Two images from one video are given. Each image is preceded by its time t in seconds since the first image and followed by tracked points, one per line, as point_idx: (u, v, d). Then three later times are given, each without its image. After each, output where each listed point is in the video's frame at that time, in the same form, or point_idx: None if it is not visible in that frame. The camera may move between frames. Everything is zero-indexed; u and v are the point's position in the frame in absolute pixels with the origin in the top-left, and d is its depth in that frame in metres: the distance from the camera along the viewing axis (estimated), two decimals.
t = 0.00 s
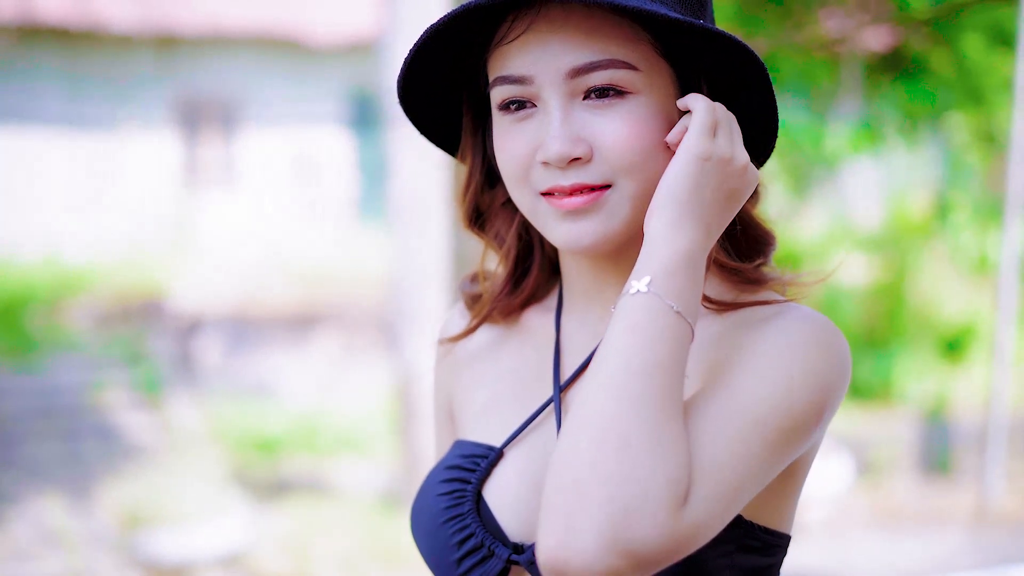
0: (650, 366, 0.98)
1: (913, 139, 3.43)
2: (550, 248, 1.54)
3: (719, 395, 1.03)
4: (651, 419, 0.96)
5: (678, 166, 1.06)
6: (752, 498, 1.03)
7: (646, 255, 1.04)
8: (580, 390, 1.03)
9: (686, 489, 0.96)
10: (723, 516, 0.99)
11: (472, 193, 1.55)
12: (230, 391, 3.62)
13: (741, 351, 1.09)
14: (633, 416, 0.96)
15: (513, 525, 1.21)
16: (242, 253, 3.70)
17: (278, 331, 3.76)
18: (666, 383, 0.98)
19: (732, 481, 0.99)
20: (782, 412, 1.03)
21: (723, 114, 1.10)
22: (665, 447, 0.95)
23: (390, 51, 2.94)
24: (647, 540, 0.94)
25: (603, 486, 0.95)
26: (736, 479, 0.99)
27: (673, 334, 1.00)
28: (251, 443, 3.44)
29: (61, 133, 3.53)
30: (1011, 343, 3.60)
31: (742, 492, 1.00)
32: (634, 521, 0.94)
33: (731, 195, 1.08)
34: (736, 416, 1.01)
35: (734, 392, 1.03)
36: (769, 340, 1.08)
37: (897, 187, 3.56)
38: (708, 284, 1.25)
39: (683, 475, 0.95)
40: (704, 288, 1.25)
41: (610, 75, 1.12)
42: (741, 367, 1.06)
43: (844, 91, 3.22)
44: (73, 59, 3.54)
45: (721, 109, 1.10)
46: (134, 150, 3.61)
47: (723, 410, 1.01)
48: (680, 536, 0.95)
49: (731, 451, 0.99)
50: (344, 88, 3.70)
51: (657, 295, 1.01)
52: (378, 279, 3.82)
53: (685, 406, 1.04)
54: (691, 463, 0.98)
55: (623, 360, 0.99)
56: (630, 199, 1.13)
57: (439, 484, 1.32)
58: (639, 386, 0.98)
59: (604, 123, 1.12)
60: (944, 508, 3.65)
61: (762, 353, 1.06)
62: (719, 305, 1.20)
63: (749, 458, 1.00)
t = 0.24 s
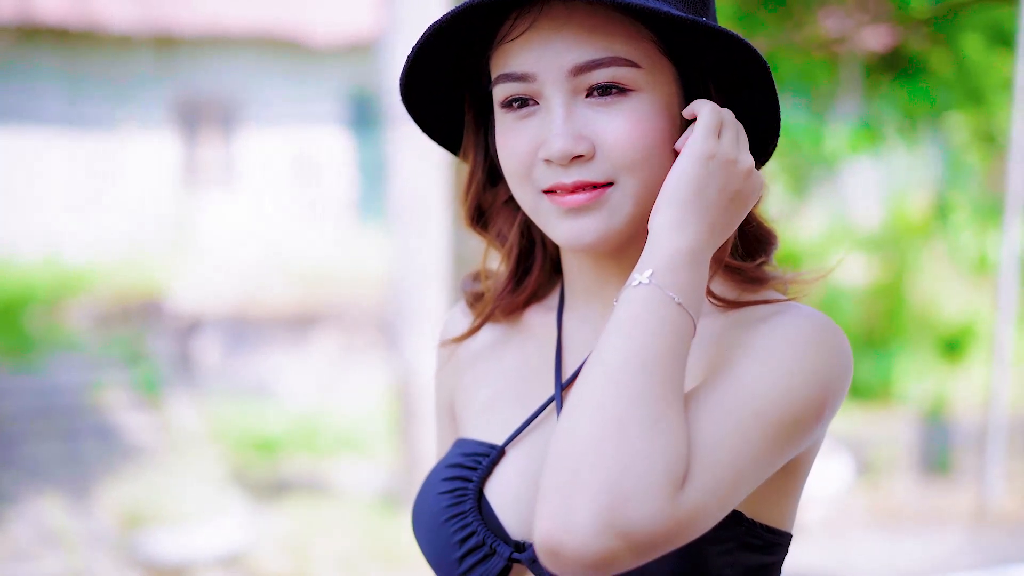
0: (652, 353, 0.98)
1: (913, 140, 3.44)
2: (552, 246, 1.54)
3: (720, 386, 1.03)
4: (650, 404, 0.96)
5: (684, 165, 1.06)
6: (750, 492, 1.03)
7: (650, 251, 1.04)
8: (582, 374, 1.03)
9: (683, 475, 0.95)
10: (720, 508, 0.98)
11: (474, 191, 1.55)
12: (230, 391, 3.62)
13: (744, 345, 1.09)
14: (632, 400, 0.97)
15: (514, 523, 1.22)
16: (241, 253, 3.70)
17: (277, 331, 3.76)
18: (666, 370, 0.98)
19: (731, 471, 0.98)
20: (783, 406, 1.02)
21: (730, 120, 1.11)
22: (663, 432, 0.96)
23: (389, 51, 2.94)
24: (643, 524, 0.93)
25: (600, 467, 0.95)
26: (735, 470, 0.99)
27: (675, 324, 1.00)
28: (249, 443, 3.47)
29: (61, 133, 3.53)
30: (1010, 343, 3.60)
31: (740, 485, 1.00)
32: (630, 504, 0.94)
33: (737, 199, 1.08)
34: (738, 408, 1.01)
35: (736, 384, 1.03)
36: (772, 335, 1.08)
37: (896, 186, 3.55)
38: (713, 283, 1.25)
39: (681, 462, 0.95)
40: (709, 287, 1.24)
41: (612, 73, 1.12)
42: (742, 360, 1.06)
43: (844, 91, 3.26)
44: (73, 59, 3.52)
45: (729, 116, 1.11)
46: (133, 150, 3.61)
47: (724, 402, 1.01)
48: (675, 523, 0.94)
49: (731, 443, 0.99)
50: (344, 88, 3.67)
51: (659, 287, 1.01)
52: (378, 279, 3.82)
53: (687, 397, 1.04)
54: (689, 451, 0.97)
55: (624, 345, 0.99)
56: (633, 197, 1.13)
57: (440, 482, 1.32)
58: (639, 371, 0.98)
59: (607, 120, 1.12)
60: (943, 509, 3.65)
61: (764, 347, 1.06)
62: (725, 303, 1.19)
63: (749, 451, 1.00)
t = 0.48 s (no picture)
0: (654, 340, 0.98)
1: (912, 141, 3.45)
2: (552, 246, 1.54)
3: (721, 383, 1.03)
4: (653, 392, 0.96)
5: (690, 167, 1.07)
6: (749, 488, 1.02)
7: (653, 248, 1.04)
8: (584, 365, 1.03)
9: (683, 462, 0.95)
10: (717, 502, 0.98)
11: (475, 190, 1.55)
12: (229, 392, 3.63)
13: (745, 341, 1.09)
14: (635, 387, 0.96)
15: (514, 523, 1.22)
16: (241, 254, 3.70)
17: (276, 330, 3.74)
18: (669, 361, 0.98)
19: (730, 467, 0.98)
20: (783, 400, 1.02)
21: (740, 132, 1.12)
22: (664, 420, 0.95)
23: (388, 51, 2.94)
24: (641, 508, 0.92)
25: (599, 450, 0.94)
26: (734, 465, 0.99)
27: (676, 319, 1.00)
28: (248, 443, 3.50)
29: (61, 134, 3.53)
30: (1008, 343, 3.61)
31: (739, 479, 0.99)
32: (628, 487, 0.93)
33: (739, 208, 1.08)
34: (738, 401, 1.01)
35: (736, 378, 1.03)
36: (773, 331, 1.08)
37: (896, 186, 3.55)
38: (715, 283, 1.25)
39: (681, 449, 0.95)
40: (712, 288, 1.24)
41: (614, 73, 1.12)
42: (744, 357, 1.06)
43: (843, 91, 3.26)
44: (74, 60, 3.51)
45: (739, 129, 1.12)
46: (133, 151, 3.61)
47: (725, 397, 1.01)
48: (673, 510, 0.93)
49: (730, 435, 0.99)
50: (343, 88, 3.67)
51: (661, 282, 1.01)
52: (379, 279, 3.78)
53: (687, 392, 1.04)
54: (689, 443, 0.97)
55: (627, 333, 0.99)
56: (633, 197, 1.13)
57: (440, 482, 1.32)
58: (641, 357, 0.97)
59: (608, 120, 1.12)
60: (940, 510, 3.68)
61: (765, 345, 1.07)
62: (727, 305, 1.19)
63: (748, 445, 1.00)
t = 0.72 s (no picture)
0: (659, 329, 0.97)
1: (911, 141, 3.44)
2: (553, 244, 1.54)
3: (724, 378, 1.03)
4: (657, 384, 0.95)
5: (694, 168, 1.08)
6: (749, 484, 1.01)
7: (656, 245, 1.04)
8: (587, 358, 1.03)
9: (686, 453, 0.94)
10: (719, 497, 0.97)
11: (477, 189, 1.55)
12: (229, 391, 3.63)
13: (747, 339, 1.09)
14: (639, 378, 0.95)
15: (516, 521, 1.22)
16: (241, 254, 3.70)
17: (277, 330, 3.74)
18: (673, 354, 0.97)
19: (731, 463, 0.98)
20: (785, 397, 1.02)
21: (743, 142, 1.13)
22: (667, 411, 0.94)
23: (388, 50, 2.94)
24: (641, 496, 0.92)
25: (602, 436, 0.94)
26: (735, 461, 0.98)
27: (679, 315, 0.99)
28: (248, 443, 3.50)
29: (60, 134, 3.53)
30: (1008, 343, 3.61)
31: (739, 476, 0.99)
32: (630, 475, 0.92)
33: (738, 215, 1.09)
34: (740, 396, 1.00)
35: (738, 373, 1.03)
36: (775, 329, 1.08)
37: (895, 187, 3.55)
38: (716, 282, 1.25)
39: (683, 441, 0.94)
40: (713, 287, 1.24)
41: (616, 71, 1.12)
42: (746, 354, 1.06)
43: (842, 91, 3.27)
44: (73, 60, 3.51)
45: (742, 139, 1.13)
46: (133, 150, 3.61)
47: (728, 393, 1.01)
48: (674, 501, 0.93)
49: (732, 430, 0.98)
50: (343, 88, 3.66)
51: (663, 278, 1.01)
52: (379, 279, 3.78)
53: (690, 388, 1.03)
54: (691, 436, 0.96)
55: (633, 322, 0.99)
56: (635, 196, 1.13)
57: (442, 482, 1.32)
58: (646, 347, 0.97)
59: (610, 119, 1.12)
60: (941, 509, 3.67)
61: (767, 342, 1.06)
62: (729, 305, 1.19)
63: (750, 441, 0.99)
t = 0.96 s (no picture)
0: (665, 313, 0.97)
1: (910, 141, 3.45)
2: (555, 241, 1.54)
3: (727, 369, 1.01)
4: (661, 371, 0.95)
5: (700, 168, 1.08)
6: (753, 476, 1.00)
7: (662, 238, 1.03)
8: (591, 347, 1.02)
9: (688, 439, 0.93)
10: (722, 487, 0.96)
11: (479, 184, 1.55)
12: (229, 391, 3.63)
13: (751, 333, 1.08)
14: (643, 365, 0.95)
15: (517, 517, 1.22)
16: (241, 254, 3.70)
17: (277, 331, 3.74)
18: (678, 342, 0.97)
19: (735, 453, 0.96)
20: (790, 387, 1.01)
21: (749, 152, 1.15)
22: (671, 398, 0.94)
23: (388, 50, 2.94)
24: (643, 479, 0.91)
25: (605, 418, 0.93)
26: (739, 451, 0.97)
27: (683, 306, 0.98)
28: (247, 442, 3.49)
29: (60, 134, 3.53)
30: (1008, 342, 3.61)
31: (744, 466, 0.97)
32: (632, 458, 0.91)
33: (741, 219, 1.09)
34: (746, 384, 0.99)
35: (743, 361, 1.02)
36: (779, 322, 1.07)
37: (894, 187, 3.54)
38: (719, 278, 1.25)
39: (686, 426, 0.93)
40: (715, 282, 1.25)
41: (618, 66, 1.12)
42: (750, 346, 1.05)
43: (841, 90, 3.29)
44: (72, 60, 3.51)
45: (748, 148, 1.15)
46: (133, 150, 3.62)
47: (731, 383, 1.00)
48: (677, 485, 0.92)
49: (736, 420, 0.97)
50: (343, 88, 3.68)
51: (669, 268, 1.00)
52: (378, 279, 3.78)
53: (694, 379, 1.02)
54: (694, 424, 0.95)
55: (638, 306, 0.98)
56: (638, 190, 1.13)
57: (443, 478, 1.33)
58: (652, 330, 0.97)
59: (612, 113, 1.12)
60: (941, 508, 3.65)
61: (771, 335, 1.05)
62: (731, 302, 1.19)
63: (754, 431, 0.98)
